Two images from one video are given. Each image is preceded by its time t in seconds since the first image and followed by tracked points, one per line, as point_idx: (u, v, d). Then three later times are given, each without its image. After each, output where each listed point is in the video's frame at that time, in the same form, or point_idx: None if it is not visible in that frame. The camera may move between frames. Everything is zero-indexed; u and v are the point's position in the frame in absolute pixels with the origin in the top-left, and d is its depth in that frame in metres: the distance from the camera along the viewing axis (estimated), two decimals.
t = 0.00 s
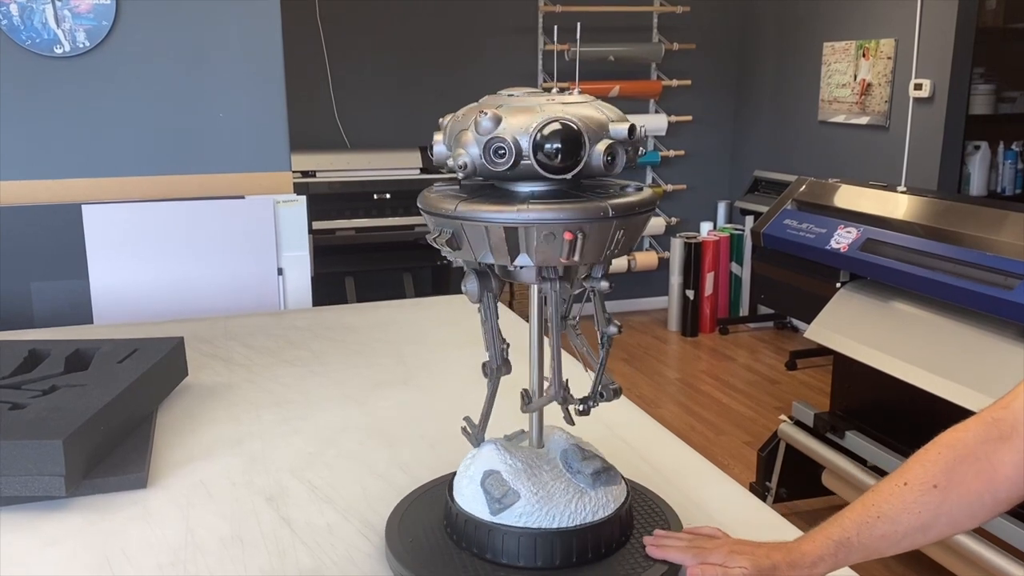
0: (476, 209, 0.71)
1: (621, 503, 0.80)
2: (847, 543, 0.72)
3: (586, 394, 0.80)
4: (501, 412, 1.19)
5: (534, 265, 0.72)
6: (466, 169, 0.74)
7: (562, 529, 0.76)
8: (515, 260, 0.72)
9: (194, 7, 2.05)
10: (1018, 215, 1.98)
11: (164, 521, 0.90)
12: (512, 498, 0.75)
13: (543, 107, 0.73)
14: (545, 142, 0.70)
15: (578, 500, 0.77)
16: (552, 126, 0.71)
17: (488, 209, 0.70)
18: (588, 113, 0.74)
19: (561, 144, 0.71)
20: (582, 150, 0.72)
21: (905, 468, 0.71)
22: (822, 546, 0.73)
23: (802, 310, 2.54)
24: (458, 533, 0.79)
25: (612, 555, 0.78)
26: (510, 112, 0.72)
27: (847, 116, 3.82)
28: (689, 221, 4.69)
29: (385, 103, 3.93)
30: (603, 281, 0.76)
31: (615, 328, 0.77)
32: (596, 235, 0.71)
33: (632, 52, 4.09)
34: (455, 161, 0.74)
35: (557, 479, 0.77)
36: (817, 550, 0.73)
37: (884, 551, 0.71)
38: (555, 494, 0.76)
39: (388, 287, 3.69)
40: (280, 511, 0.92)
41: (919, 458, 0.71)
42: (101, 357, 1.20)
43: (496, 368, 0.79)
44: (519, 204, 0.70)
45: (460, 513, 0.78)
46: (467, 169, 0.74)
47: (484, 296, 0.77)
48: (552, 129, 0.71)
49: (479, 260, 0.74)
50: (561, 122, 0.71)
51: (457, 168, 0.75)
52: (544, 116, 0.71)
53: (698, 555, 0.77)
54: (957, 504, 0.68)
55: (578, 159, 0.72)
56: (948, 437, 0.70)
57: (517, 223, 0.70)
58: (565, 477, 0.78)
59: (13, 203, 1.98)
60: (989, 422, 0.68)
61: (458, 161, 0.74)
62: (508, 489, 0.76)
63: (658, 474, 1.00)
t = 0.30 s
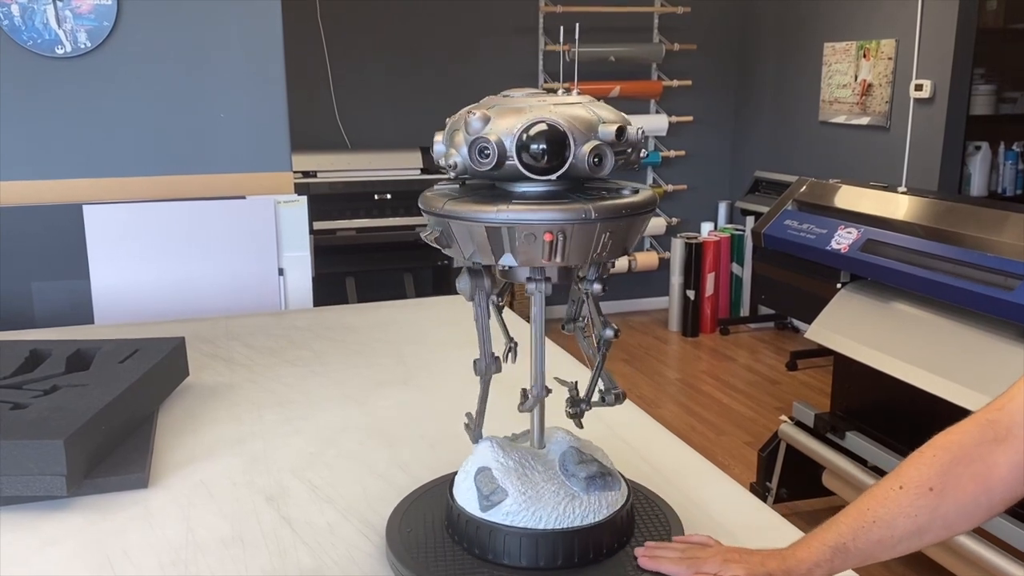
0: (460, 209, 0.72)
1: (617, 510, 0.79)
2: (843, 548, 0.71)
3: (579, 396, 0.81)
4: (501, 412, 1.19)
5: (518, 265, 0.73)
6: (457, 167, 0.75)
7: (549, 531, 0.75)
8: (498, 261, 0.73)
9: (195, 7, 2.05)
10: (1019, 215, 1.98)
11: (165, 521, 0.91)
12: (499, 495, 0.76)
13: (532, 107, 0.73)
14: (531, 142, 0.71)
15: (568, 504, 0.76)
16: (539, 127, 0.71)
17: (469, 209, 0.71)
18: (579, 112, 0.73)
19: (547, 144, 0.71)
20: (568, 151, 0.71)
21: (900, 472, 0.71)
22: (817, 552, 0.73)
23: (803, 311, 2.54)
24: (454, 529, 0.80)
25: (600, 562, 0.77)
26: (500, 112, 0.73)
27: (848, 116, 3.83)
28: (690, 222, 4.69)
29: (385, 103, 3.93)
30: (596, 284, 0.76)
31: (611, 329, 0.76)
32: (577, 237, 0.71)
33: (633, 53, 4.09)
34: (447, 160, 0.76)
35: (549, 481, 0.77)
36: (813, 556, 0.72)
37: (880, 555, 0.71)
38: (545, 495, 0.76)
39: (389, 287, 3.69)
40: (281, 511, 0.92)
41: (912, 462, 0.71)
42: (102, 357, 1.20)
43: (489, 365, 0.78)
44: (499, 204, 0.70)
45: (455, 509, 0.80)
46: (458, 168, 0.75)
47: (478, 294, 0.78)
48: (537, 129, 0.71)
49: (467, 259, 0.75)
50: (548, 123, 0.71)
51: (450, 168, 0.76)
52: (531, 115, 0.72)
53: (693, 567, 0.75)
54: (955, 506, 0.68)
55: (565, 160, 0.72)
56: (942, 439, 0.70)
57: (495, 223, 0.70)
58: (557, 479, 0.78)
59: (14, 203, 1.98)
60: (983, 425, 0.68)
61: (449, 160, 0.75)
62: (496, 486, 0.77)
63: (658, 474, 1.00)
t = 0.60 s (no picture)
0: (443, 208, 0.74)
1: (609, 518, 0.78)
2: (834, 542, 0.70)
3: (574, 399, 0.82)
4: (501, 412, 1.20)
5: (500, 265, 0.73)
6: (449, 167, 0.77)
7: (535, 533, 0.75)
8: (480, 261, 0.74)
9: (195, 7, 2.05)
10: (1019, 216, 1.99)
11: (166, 521, 0.91)
12: (487, 493, 0.77)
13: (520, 109, 0.74)
14: (513, 143, 0.72)
15: (554, 507, 0.76)
16: (522, 128, 0.72)
17: (451, 208, 0.73)
18: (566, 114, 0.73)
19: (529, 146, 0.71)
20: (549, 152, 0.72)
21: (893, 467, 0.70)
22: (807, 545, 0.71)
23: (803, 311, 2.54)
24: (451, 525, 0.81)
25: (583, 569, 0.77)
26: (490, 113, 0.74)
27: (848, 117, 3.83)
28: (690, 223, 4.69)
29: (385, 104, 3.93)
30: (586, 288, 0.76)
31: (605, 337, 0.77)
32: (554, 239, 0.71)
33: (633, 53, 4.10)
34: (441, 160, 0.78)
35: (539, 483, 0.77)
36: (804, 549, 0.71)
37: (870, 551, 0.70)
38: (529, 497, 0.76)
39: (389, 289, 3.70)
40: (281, 511, 0.93)
41: (905, 458, 0.70)
42: (103, 358, 1.20)
43: (479, 364, 0.77)
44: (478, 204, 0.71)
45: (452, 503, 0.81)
46: (450, 168, 0.77)
47: (471, 292, 0.77)
48: (520, 131, 0.72)
49: (454, 260, 0.76)
50: (532, 124, 0.72)
51: (444, 167, 0.78)
52: (516, 117, 0.72)
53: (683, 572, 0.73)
54: (947, 502, 0.68)
55: (547, 162, 0.72)
56: (936, 436, 0.69)
57: (473, 222, 0.71)
58: (546, 482, 0.77)
59: (16, 204, 1.98)
60: (976, 422, 0.68)
61: (443, 160, 0.77)
62: (484, 482, 0.77)
63: (657, 475, 1.00)
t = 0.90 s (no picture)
0: (442, 210, 0.74)
1: (607, 519, 0.78)
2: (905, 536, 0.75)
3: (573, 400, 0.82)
4: (501, 413, 1.20)
5: (497, 266, 0.73)
6: (447, 168, 0.77)
7: (532, 534, 0.75)
8: (477, 261, 0.74)
9: (195, 8, 2.05)
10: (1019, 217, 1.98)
11: (166, 521, 0.91)
12: (486, 493, 0.77)
13: (518, 109, 0.74)
14: (510, 144, 0.72)
15: (551, 508, 0.76)
16: (519, 129, 0.72)
17: (450, 209, 0.73)
18: (563, 114, 0.73)
19: (526, 147, 0.71)
20: (547, 153, 0.72)
21: (952, 467, 0.77)
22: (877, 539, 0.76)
23: (803, 312, 2.54)
24: (451, 525, 0.81)
25: (579, 571, 0.76)
26: (487, 114, 0.74)
27: (849, 118, 3.83)
28: (690, 223, 4.69)
29: (386, 105, 3.93)
30: (583, 290, 0.76)
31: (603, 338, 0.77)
32: (551, 239, 0.71)
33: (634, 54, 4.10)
34: (440, 161, 0.78)
35: (538, 484, 0.77)
36: (875, 543, 0.75)
37: (937, 543, 0.76)
38: (528, 499, 0.76)
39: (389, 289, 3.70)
40: (281, 511, 0.93)
41: (961, 461, 0.77)
42: (104, 358, 1.20)
43: (479, 365, 0.77)
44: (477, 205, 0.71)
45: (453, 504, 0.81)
46: (449, 168, 0.77)
47: (470, 292, 0.76)
48: (517, 131, 0.72)
49: (453, 261, 0.76)
50: (528, 125, 0.72)
51: (442, 169, 0.78)
52: (514, 117, 0.72)
53: (761, 556, 0.74)
54: (1005, 496, 0.74)
55: (545, 163, 0.72)
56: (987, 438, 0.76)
57: (469, 222, 0.71)
58: (545, 484, 0.77)
59: (17, 205, 1.99)
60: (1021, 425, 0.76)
61: (442, 161, 0.77)
62: (482, 482, 0.78)
63: (657, 476, 1.00)
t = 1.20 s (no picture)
0: (442, 210, 0.74)
1: (607, 520, 0.78)
2: (793, 472, 0.84)
3: (573, 400, 0.82)
4: (501, 413, 1.20)
5: (497, 267, 0.73)
6: (448, 168, 0.77)
7: (532, 534, 0.75)
8: (477, 262, 0.74)
9: (195, 7, 2.05)
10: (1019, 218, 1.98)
11: (166, 521, 0.91)
12: (487, 494, 0.77)
13: (519, 110, 0.74)
14: (511, 145, 0.72)
15: (552, 509, 0.76)
16: (519, 130, 0.72)
17: (449, 211, 0.73)
18: (564, 114, 0.73)
19: (527, 147, 0.71)
20: (548, 153, 0.72)
21: (851, 415, 0.82)
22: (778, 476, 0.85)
23: (803, 313, 2.54)
24: (451, 526, 0.81)
25: (579, 571, 0.76)
26: (488, 114, 0.74)
27: (849, 119, 3.83)
28: (690, 224, 4.69)
29: (386, 105, 3.93)
30: (584, 290, 0.76)
31: (604, 339, 0.77)
32: (552, 239, 0.71)
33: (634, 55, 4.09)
34: (440, 161, 0.78)
35: (537, 484, 0.77)
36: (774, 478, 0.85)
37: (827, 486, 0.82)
38: (528, 500, 0.76)
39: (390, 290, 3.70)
40: (282, 511, 0.93)
41: (856, 412, 0.81)
42: (104, 359, 1.20)
43: (478, 365, 0.77)
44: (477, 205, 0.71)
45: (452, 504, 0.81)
46: (449, 169, 0.77)
47: (471, 293, 0.76)
48: (517, 132, 0.72)
49: (453, 261, 0.76)
50: (529, 126, 0.72)
51: (442, 168, 0.78)
52: (514, 117, 0.72)
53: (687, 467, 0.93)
54: (881, 447, 0.78)
55: (545, 164, 0.72)
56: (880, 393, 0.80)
57: (469, 223, 0.71)
58: (546, 484, 0.77)
59: (18, 205, 1.99)
60: (913, 382, 0.77)
61: (442, 162, 0.77)
62: (483, 483, 0.78)
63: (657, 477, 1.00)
